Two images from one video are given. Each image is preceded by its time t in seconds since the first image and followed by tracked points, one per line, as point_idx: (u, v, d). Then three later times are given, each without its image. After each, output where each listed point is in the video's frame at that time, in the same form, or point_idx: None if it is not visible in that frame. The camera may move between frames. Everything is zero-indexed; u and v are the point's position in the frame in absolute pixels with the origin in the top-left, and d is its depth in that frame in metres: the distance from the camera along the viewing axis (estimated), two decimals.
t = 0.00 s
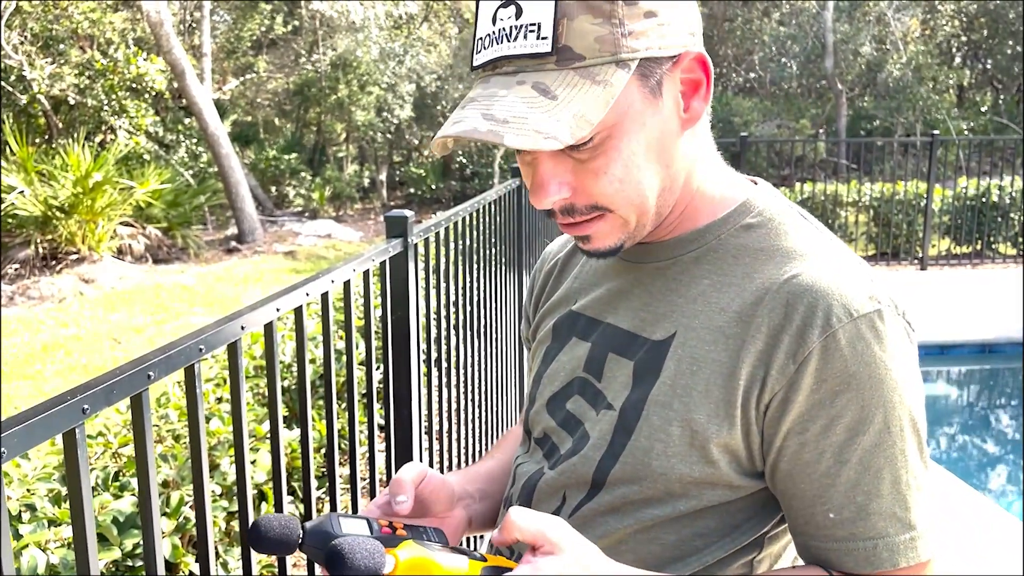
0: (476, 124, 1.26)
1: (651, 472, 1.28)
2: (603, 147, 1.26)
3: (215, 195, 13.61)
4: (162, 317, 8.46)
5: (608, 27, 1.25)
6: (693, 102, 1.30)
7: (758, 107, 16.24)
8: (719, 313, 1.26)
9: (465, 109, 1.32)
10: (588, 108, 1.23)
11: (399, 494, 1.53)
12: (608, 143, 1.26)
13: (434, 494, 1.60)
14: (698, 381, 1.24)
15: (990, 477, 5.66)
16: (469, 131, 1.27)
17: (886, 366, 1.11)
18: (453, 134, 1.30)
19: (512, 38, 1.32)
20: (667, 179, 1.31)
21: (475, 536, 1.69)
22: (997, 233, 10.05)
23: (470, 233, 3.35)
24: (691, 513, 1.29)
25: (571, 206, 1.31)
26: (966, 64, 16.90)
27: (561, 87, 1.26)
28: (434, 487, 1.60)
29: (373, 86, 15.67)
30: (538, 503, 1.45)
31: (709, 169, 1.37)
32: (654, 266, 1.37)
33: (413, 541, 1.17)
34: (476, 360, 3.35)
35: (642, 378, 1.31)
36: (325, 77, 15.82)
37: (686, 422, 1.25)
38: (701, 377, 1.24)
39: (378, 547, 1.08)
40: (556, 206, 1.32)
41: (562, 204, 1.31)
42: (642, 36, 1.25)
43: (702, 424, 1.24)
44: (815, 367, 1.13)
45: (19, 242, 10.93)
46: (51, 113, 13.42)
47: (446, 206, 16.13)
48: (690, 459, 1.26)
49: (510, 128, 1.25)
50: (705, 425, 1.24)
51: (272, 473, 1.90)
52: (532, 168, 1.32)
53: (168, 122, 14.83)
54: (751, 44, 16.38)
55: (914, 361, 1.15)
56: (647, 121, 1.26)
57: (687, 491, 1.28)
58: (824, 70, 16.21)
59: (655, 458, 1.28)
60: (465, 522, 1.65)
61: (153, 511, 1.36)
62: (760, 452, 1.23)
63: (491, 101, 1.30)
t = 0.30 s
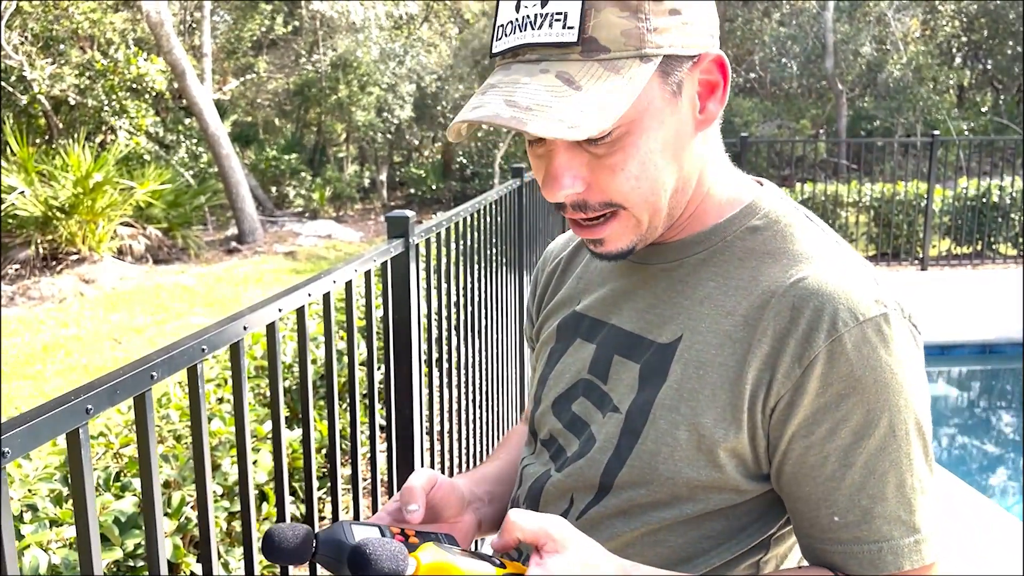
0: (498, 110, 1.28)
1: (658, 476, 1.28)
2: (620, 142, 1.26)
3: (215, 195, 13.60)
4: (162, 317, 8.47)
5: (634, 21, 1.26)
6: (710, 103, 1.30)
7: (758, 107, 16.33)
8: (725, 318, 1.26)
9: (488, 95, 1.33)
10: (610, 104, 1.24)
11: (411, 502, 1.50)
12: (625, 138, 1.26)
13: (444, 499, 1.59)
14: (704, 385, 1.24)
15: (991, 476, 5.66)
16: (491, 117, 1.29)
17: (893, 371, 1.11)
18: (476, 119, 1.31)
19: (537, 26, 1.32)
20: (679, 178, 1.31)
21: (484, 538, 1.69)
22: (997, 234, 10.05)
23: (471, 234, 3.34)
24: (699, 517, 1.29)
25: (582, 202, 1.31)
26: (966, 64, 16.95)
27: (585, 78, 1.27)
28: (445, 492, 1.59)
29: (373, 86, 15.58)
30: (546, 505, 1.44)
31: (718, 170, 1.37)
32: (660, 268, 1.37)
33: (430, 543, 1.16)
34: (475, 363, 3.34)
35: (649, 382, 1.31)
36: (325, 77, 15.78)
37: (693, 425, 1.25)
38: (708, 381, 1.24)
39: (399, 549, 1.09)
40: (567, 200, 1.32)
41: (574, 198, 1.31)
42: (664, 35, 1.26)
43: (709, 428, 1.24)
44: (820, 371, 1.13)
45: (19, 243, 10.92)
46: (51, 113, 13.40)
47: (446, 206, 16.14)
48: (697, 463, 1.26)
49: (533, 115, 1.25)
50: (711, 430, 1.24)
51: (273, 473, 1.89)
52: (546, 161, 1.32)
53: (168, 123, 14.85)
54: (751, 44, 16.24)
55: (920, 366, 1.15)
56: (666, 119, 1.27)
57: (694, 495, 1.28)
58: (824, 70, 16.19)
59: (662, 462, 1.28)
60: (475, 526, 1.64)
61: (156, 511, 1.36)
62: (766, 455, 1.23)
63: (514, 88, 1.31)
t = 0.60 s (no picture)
0: (510, 84, 1.28)
1: (663, 476, 1.28)
2: (626, 133, 1.27)
3: (216, 196, 13.59)
4: (163, 317, 8.47)
5: (648, 11, 1.26)
6: (717, 103, 1.31)
7: (758, 107, 16.43)
8: (728, 319, 1.26)
9: (501, 72, 1.33)
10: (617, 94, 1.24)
11: (425, 512, 1.52)
12: (632, 130, 1.27)
13: (456, 504, 1.60)
14: (709, 385, 1.24)
15: (989, 479, 5.63)
16: (501, 91, 1.29)
17: (895, 370, 1.11)
18: (489, 92, 1.31)
19: (553, 10, 1.33)
20: (684, 175, 1.32)
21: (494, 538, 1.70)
22: (997, 234, 10.05)
23: (472, 234, 3.35)
24: (701, 517, 1.30)
25: (585, 193, 1.31)
26: (966, 65, 17.01)
27: (595, 62, 1.27)
28: (458, 499, 1.60)
29: (373, 87, 15.61)
30: (550, 505, 1.45)
31: (720, 171, 1.38)
32: (663, 269, 1.38)
33: (433, 549, 1.16)
34: (476, 363, 3.35)
35: (653, 382, 1.31)
36: (325, 77, 15.79)
37: (698, 425, 1.25)
38: (712, 382, 1.24)
39: (403, 555, 1.09)
40: (569, 190, 1.32)
41: (577, 188, 1.31)
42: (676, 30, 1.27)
43: (714, 430, 1.24)
44: (823, 370, 1.13)
45: (19, 243, 10.92)
46: (51, 113, 13.38)
47: (447, 207, 16.15)
48: (702, 464, 1.26)
49: (542, 92, 1.26)
50: (716, 432, 1.24)
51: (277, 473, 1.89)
52: (551, 149, 1.32)
53: (169, 123, 14.87)
54: (751, 45, 16.18)
55: (922, 366, 1.16)
56: (673, 114, 1.28)
57: (698, 496, 1.28)
58: (824, 71, 16.20)
59: (667, 462, 1.28)
60: (486, 530, 1.65)
61: (161, 509, 1.37)
62: (771, 454, 1.23)
63: (526, 67, 1.31)
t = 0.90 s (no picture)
0: (499, 103, 1.30)
1: (667, 472, 1.28)
2: (622, 139, 1.27)
3: (215, 196, 13.58)
4: (163, 318, 8.46)
5: (632, 16, 1.26)
6: (714, 102, 1.30)
7: (758, 108, 16.43)
8: (733, 316, 1.26)
9: (492, 88, 1.35)
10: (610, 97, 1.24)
11: (439, 511, 1.53)
12: (628, 135, 1.27)
13: (468, 505, 1.60)
14: (713, 382, 1.25)
15: (990, 477, 5.66)
16: (490, 109, 1.31)
17: (899, 365, 1.11)
18: (481, 111, 1.33)
19: (539, 23, 1.34)
20: (684, 177, 1.32)
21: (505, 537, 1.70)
22: (997, 234, 10.03)
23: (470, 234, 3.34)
24: (706, 515, 1.30)
25: (585, 200, 1.32)
26: (966, 65, 17.03)
27: (583, 72, 1.28)
28: (471, 499, 1.60)
29: (373, 87, 15.59)
30: (554, 503, 1.45)
31: (723, 169, 1.38)
32: (669, 269, 1.38)
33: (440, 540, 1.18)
34: (478, 363, 3.35)
35: (659, 379, 1.32)
36: (325, 77, 15.80)
37: (701, 423, 1.25)
38: (716, 378, 1.24)
39: (408, 542, 1.10)
40: (569, 199, 1.33)
41: (577, 195, 1.32)
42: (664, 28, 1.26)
43: (719, 427, 1.24)
44: (827, 365, 1.13)
45: (19, 243, 10.92)
46: (51, 113, 13.37)
47: (447, 207, 16.13)
48: (706, 461, 1.25)
49: (530, 107, 1.27)
50: (721, 429, 1.24)
51: (279, 472, 1.90)
52: (550, 160, 1.33)
53: (168, 123, 14.86)
54: (751, 45, 16.17)
55: (926, 362, 1.16)
56: (669, 116, 1.27)
57: (702, 494, 1.28)
58: (824, 71, 16.20)
59: (671, 459, 1.28)
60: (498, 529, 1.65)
61: (163, 510, 1.37)
62: (774, 451, 1.23)
63: (515, 83, 1.33)
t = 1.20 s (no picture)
0: (493, 110, 1.29)
1: (667, 469, 1.28)
2: (620, 141, 1.27)
3: (215, 196, 13.59)
4: (163, 318, 8.46)
5: (628, 20, 1.26)
6: (712, 101, 1.31)
7: (757, 108, 16.42)
8: (732, 312, 1.27)
9: (490, 93, 1.35)
10: (606, 100, 1.25)
11: (440, 513, 1.55)
12: (625, 138, 1.27)
13: (470, 506, 1.61)
14: (713, 377, 1.25)
15: (989, 479, 5.64)
16: (487, 117, 1.31)
17: (897, 359, 1.11)
18: (477, 119, 1.33)
19: (534, 28, 1.34)
20: (683, 177, 1.32)
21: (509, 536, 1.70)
22: (997, 234, 10.02)
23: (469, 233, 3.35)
24: (706, 512, 1.30)
25: (584, 203, 1.33)
26: (965, 65, 17.04)
27: (578, 78, 1.28)
28: (472, 501, 1.61)
29: (372, 87, 15.59)
30: (556, 502, 1.45)
31: (722, 168, 1.38)
32: (669, 269, 1.38)
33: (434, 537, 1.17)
34: (479, 363, 3.35)
35: (660, 376, 1.32)
36: (325, 77, 15.80)
37: (701, 418, 1.25)
38: (716, 373, 1.24)
39: (404, 539, 1.09)
40: (569, 201, 1.34)
41: (577, 198, 1.32)
42: (661, 30, 1.26)
43: (719, 424, 1.24)
44: (825, 359, 1.13)
45: (19, 242, 10.92)
46: (51, 113, 13.38)
47: (446, 207, 16.13)
48: (707, 457, 1.25)
49: (524, 114, 1.27)
50: (721, 424, 1.24)
51: (280, 472, 1.90)
52: (548, 164, 1.33)
53: (168, 123, 14.85)
54: (751, 45, 16.15)
55: (926, 358, 1.15)
56: (666, 117, 1.27)
57: (702, 491, 1.28)
58: (823, 71, 16.20)
59: (672, 454, 1.28)
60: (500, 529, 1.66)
61: (164, 510, 1.38)
62: (774, 447, 1.22)
63: (510, 89, 1.32)
